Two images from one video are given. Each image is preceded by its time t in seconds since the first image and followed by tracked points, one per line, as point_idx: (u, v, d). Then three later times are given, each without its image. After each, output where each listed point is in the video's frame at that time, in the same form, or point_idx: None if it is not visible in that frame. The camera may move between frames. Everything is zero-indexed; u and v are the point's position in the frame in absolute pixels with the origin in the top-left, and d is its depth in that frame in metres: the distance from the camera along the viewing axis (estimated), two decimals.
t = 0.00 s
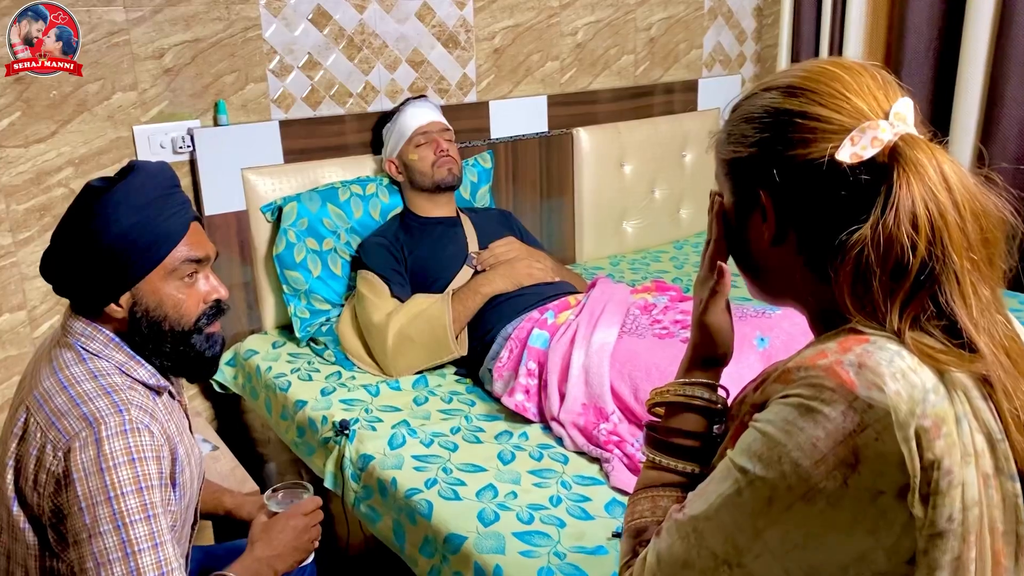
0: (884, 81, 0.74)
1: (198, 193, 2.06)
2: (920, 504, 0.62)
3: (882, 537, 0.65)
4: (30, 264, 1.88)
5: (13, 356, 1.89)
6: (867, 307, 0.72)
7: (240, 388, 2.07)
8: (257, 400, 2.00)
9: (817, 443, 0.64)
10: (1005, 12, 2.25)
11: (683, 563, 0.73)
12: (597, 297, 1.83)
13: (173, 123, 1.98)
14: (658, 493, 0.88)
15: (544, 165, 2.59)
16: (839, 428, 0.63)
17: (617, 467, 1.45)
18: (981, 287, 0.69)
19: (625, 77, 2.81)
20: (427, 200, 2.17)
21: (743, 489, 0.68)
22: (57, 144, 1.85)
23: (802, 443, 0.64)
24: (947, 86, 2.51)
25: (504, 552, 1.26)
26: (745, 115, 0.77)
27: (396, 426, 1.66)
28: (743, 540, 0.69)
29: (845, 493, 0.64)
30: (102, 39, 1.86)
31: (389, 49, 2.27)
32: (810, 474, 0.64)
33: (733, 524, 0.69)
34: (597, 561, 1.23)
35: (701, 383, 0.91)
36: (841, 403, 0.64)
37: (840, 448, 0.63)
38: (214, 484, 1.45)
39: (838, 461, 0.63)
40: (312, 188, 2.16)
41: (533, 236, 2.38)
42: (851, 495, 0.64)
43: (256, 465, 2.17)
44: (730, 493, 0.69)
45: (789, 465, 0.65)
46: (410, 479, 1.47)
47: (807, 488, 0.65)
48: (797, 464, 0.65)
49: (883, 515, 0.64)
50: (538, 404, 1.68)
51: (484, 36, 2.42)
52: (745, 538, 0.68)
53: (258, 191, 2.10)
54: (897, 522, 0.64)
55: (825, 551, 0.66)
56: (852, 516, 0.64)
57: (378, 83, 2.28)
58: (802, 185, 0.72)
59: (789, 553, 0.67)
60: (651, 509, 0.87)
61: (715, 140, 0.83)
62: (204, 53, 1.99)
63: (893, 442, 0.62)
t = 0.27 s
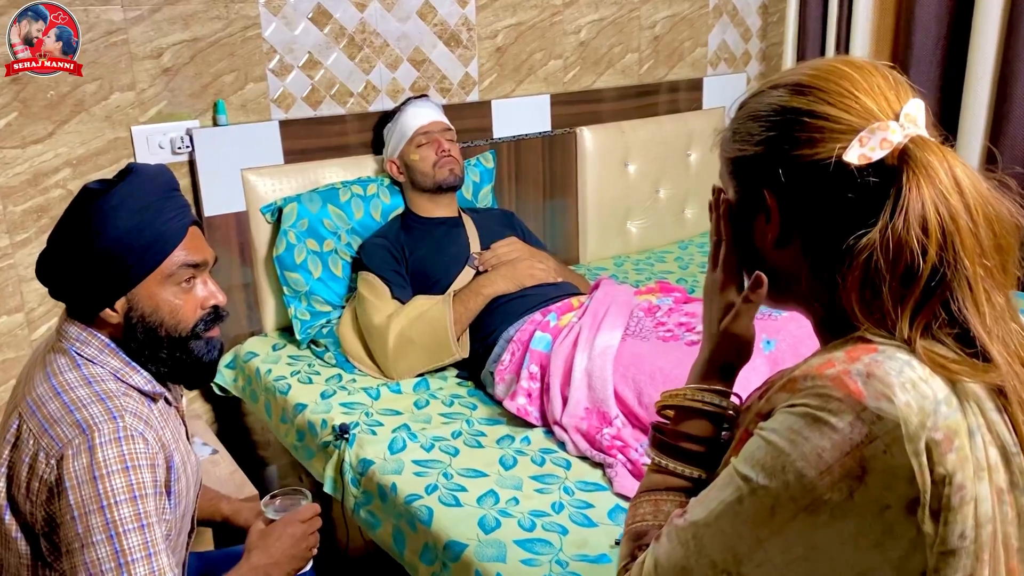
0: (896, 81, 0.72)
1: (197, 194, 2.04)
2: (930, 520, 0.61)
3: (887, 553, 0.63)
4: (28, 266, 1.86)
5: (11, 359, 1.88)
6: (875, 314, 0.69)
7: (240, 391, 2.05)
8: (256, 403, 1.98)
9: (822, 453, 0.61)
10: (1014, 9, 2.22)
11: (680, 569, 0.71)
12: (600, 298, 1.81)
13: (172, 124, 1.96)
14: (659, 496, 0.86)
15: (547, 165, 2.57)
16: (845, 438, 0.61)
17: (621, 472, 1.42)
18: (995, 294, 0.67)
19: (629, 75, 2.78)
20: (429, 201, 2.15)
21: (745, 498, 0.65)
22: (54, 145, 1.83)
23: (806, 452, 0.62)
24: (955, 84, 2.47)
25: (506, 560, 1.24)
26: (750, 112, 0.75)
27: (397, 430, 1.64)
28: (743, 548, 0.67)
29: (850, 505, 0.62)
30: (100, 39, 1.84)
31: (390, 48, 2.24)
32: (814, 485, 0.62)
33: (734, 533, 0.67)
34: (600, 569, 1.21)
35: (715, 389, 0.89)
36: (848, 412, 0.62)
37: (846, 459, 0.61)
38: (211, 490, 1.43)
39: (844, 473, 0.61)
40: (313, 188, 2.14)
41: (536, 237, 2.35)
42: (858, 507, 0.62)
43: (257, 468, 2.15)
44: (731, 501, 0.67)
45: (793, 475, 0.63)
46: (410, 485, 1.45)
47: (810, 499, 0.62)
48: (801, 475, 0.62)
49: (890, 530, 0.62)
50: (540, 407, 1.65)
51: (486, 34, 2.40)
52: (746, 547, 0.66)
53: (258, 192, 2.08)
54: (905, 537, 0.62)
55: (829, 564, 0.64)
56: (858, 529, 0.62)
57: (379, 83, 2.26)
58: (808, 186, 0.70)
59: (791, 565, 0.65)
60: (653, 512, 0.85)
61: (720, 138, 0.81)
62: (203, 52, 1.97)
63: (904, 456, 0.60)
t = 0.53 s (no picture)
0: (927, 82, 0.70)
1: (195, 194, 2.03)
2: (921, 526, 0.60)
3: (877, 559, 0.62)
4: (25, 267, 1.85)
5: (8, 361, 1.87)
6: (874, 318, 0.68)
7: (238, 392, 2.04)
8: (254, 404, 1.97)
9: (813, 456, 0.61)
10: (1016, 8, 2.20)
11: (667, 565, 0.71)
12: (600, 299, 1.79)
13: (170, 124, 1.95)
14: (657, 491, 0.85)
15: (548, 165, 2.55)
16: (836, 442, 0.60)
17: (620, 475, 1.41)
18: (1010, 312, 0.65)
19: (630, 75, 2.76)
20: (428, 201, 2.14)
21: (733, 497, 0.65)
22: (52, 146, 1.82)
23: (797, 455, 0.61)
24: (958, 83, 2.46)
25: (503, 564, 1.23)
26: (776, 99, 0.73)
27: (395, 432, 1.63)
28: (729, 547, 0.66)
29: (841, 509, 0.61)
30: (97, 39, 1.83)
31: (389, 47, 2.23)
32: (804, 488, 0.61)
33: (721, 531, 0.66)
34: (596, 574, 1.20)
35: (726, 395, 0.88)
36: (841, 416, 0.61)
37: (837, 463, 0.60)
38: (207, 493, 1.43)
39: (834, 476, 0.60)
40: (311, 189, 2.13)
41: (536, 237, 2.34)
42: (847, 512, 0.61)
43: (255, 469, 2.14)
44: (720, 499, 0.67)
45: (782, 476, 0.62)
46: (407, 488, 1.44)
47: (800, 501, 0.62)
48: (791, 477, 0.61)
49: (881, 536, 0.62)
50: (539, 409, 1.64)
51: (486, 34, 2.39)
52: (732, 546, 0.66)
53: (256, 193, 2.07)
54: (898, 544, 0.62)
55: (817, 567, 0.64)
56: (848, 535, 0.62)
57: (378, 82, 2.25)
58: (825, 182, 0.69)
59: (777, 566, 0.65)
60: (650, 506, 0.84)
61: (738, 122, 0.79)
62: (201, 52, 1.96)
63: (896, 462, 0.59)
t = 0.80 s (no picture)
0: (941, 83, 0.71)
1: (198, 194, 2.03)
2: (934, 526, 0.59)
3: (889, 559, 0.62)
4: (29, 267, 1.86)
5: (13, 361, 1.88)
6: (887, 315, 0.69)
7: (242, 393, 2.04)
8: (258, 404, 1.97)
9: (826, 458, 0.60)
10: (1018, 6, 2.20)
11: (678, 568, 0.70)
12: (603, 299, 1.80)
13: (174, 124, 1.96)
14: (670, 495, 0.85)
15: (550, 164, 2.56)
16: (848, 444, 0.60)
17: (624, 474, 1.42)
18: None
19: (632, 74, 2.77)
20: (431, 201, 2.14)
21: (745, 500, 0.65)
22: (56, 146, 1.83)
23: (810, 458, 0.61)
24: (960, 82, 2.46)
25: (507, 563, 1.23)
26: (791, 96, 0.73)
27: (399, 431, 1.63)
28: (740, 550, 0.66)
29: (853, 511, 0.60)
30: (101, 39, 1.84)
31: (392, 47, 2.24)
32: (818, 490, 0.61)
33: (732, 534, 0.66)
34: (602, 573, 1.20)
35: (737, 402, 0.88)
36: (854, 417, 0.60)
37: (850, 465, 0.60)
38: (212, 492, 1.43)
39: (848, 479, 0.60)
40: (315, 189, 2.13)
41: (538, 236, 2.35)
42: (859, 514, 0.60)
43: (259, 469, 2.15)
44: (731, 503, 0.66)
45: (794, 479, 0.61)
46: (412, 487, 1.44)
47: (813, 504, 0.61)
48: (803, 479, 0.61)
49: (893, 536, 0.61)
50: (543, 409, 1.64)
51: (488, 33, 2.39)
52: (744, 549, 0.66)
53: (260, 193, 2.07)
54: (908, 543, 0.61)
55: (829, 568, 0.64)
56: (858, 535, 0.61)
57: (381, 83, 2.25)
58: (841, 179, 0.69)
59: (790, 568, 0.65)
60: (661, 510, 0.84)
61: (749, 119, 0.79)
62: (204, 52, 1.96)
63: (908, 463, 0.59)
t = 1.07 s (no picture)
0: (940, 81, 0.73)
1: (203, 193, 2.05)
2: (932, 512, 0.60)
3: (890, 543, 0.62)
4: (37, 264, 1.88)
5: (21, 357, 1.90)
6: (888, 305, 0.71)
7: (247, 389, 2.06)
8: (263, 400, 1.99)
9: (827, 446, 0.61)
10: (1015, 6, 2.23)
11: (682, 552, 0.70)
12: (605, 296, 1.82)
13: (179, 123, 1.98)
14: (677, 484, 0.86)
15: (551, 163, 2.57)
16: (848, 432, 0.61)
17: (626, 467, 1.44)
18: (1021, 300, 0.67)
19: (633, 74, 2.79)
20: (433, 199, 2.16)
21: (750, 488, 0.65)
22: (63, 145, 1.85)
23: (811, 446, 0.62)
24: (958, 81, 2.48)
25: (511, 554, 1.25)
26: (794, 94, 0.75)
27: (403, 426, 1.65)
28: (743, 536, 0.66)
29: (854, 498, 0.61)
30: (107, 39, 1.86)
31: (395, 47, 2.26)
32: (820, 478, 0.61)
33: (735, 521, 0.66)
34: (605, 563, 1.22)
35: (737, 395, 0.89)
36: (854, 406, 0.61)
37: (851, 452, 0.61)
38: (219, 486, 1.45)
39: (849, 466, 0.61)
40: (318, 187, 2.15)
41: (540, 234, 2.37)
42: (860, 500, 0.61)
43: (263, 465, 2.17)
44: (735, 490, 0.67)
45: (796, 466, 0.62)
46: (416, 480, 1.46)
47: (814, 491, 0.62)
48: (805, 466, 0.62)
49: (893, 522, 0.62)
50: (545, 404, 1.67)
51: (490, 33, 2.41)
52: (747, 535, 0.66)
53: (264, 192, 2.10)
54: (908, 530, 0.62)
55: (830, 554, 0.64)
56: (860, 521, 0.62)
57: (384, 82, 2.27)
58: (843, 174, 0.71)
59: (792, 554, 0.65)
60: (669, 499, 0.84)
61: (751, 116, 0.81)
62: (209, 52, 1.98)
63: (906, 449, 0.60)
